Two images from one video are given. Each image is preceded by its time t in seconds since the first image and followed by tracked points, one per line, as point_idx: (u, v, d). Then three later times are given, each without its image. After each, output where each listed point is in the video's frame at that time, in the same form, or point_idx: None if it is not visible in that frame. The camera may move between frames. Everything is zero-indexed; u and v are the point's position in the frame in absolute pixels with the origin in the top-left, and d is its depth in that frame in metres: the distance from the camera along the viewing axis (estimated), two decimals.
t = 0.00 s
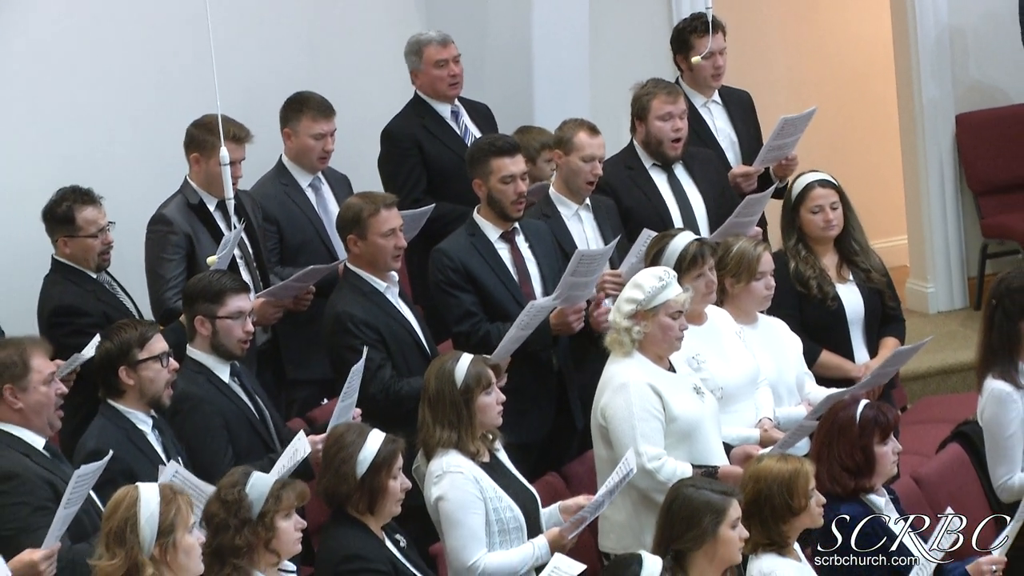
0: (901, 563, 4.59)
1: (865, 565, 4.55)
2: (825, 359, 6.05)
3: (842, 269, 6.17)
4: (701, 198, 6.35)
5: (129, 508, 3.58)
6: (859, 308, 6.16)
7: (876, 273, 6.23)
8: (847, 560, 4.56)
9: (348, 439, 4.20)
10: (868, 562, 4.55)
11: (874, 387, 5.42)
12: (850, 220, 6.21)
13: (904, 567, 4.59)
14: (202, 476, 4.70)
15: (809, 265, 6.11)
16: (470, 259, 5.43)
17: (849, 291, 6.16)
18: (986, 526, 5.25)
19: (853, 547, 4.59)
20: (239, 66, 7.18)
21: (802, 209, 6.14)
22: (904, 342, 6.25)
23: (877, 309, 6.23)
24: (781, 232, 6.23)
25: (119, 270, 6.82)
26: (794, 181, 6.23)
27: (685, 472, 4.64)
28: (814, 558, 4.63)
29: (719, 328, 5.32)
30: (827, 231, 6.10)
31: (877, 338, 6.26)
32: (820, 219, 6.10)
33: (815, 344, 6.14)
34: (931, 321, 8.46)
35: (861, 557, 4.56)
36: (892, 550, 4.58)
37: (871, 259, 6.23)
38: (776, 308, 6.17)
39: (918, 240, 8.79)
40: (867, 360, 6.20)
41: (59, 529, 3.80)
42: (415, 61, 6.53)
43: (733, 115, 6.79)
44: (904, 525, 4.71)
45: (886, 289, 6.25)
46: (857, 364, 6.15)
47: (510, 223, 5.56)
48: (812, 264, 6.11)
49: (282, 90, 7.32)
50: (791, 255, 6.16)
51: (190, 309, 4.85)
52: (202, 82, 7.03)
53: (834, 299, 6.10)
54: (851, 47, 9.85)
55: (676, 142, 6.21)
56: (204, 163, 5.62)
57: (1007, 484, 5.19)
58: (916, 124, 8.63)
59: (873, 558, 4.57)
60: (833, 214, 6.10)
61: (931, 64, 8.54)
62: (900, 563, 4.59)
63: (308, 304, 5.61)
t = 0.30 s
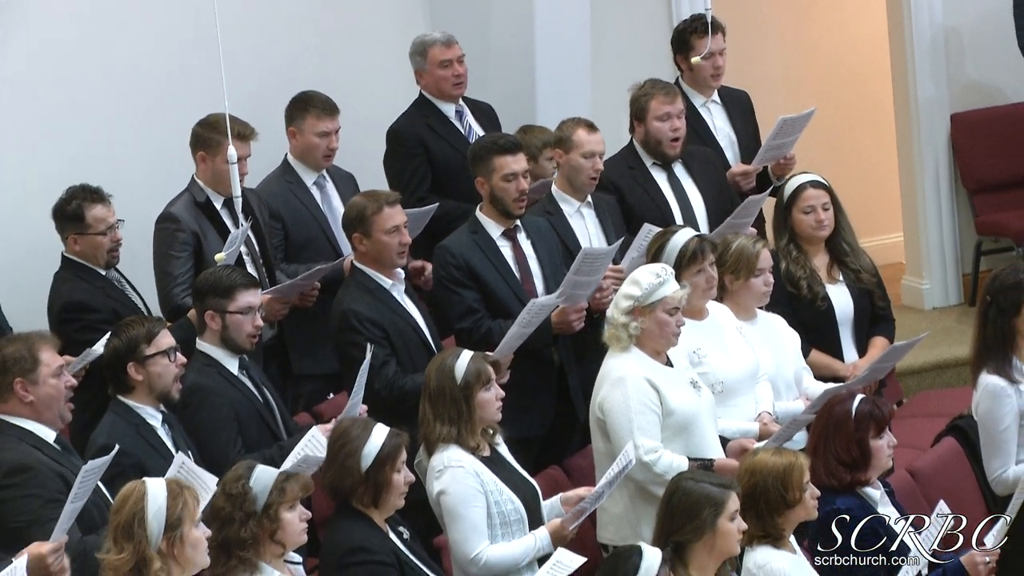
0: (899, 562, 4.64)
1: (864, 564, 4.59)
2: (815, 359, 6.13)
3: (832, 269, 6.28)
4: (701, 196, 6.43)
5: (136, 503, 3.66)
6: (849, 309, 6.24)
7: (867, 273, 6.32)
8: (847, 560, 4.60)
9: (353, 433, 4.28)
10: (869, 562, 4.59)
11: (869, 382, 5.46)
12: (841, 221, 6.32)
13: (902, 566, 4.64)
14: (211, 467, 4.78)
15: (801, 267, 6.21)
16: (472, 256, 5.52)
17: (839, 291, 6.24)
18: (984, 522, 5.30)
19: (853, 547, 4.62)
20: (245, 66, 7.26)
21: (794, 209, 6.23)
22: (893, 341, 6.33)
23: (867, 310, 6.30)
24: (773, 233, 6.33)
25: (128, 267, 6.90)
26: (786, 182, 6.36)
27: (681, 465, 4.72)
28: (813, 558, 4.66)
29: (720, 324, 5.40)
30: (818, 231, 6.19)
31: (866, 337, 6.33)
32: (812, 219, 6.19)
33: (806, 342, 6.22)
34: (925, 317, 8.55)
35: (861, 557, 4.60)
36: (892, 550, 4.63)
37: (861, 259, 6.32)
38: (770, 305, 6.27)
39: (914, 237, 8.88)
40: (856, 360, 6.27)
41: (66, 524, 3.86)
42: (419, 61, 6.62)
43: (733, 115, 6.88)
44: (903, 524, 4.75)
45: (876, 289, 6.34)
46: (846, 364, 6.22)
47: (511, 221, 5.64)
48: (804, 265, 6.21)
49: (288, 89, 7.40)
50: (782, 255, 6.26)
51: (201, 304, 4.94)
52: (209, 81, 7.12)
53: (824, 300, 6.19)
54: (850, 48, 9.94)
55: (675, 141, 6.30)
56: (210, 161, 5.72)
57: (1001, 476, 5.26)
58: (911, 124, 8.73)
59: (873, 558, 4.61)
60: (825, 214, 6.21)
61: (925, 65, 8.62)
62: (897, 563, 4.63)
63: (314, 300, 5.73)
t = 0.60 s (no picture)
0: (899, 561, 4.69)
1: (865, 564, 4.64)
2: (811, 356, 6.23)
3: (826, 268, 6.35)
4: (700, 195, 6.52)
5: (142, 498, 3.71)
6: (842, 307, 6.33)
7: (860, 272, 6.39)
8: (847, 560, 4.64)
9: (357, 428, 4.31)
10: (870, 562, 4.64)
11: (866, 379, 5.52)
12: (835, 221, 6.40)
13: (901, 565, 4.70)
14: (221, 461, 4.87)
15: (794, 266, 6.30)
16: (475, 255, 5.61)
17: (832, 290, 6.33)
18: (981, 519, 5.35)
19: (853, 547, 4.67)
20: (251, 67, 7.34)
21: (790, 209, 6.33)
22: (886, 338, 6.42)
23: (861, 307, 6.39)
24: (769, 232, 6.44)
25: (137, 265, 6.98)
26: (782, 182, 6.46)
27: (679, 459, 4.81)
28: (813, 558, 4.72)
29: (721, 320, 5.49)
30: (813, 231, 6.29)
31: (859, 335, 6.41)
32: (807, 219, 6.29)
33: (802, 340, 6.30)
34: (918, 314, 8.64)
35: (861, 557, 4.64)
36: (892, 550, 4.69)
37: (854, 258, 6.40)
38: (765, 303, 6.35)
39: (910, 235, 8.97)
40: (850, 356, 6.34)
41: (72, 519, 3.94)
42: (424, 63, 6.71)
43: (731, 115, 6.96)
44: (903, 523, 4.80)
45: (870, 287, 6.42)
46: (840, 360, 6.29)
47: (513, 219, 5.73)
48: (797, 264, 6.31)
49: (292, 89, 7.49)
50: (777, 253, 6.37)
51: (208, 300, 5.03)
52: (215, 82, 7.21)
53: (817, 298, 6.27)
54: (848, 48, 10.03)
55: (673, 141, 6.39)
56: (216, 160, 5.81)
57: (996, 470, 5.33)
58: (907, 125, 8.82)
59: (873, 558, 4.65)
60: (819, 215, 6.30)
61: (920, 66, 8.72)
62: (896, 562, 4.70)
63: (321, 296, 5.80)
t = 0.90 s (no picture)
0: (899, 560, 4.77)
1: (864, 563, 4.74)
2: (808, 352, 6.32)
3: (823, 265, 6.45)
4: (698, 195, 6.61)
5: (146, 494, 3.77)
6: (839, 303, 6.42)
7: (857, 269, 6.48)
8: (847, 560, 4.74)
9: (361, 424, 4.37)
10: (869, 562, 4.73)
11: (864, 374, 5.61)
12: (831, 220, 6.49)
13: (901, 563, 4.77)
14: (229, 457, 4.95)
15: (792, 264, 6.39)
16: (478, 253, 5.70)
17: (829, 287, 6.42)
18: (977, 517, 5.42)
19: (853, 547, 4.76)
20: (255, 67, 7.42)
21: (788, 209, 6.41)
22: (883, 335, 6.50)
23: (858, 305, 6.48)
24: (767, 229, 6.53)
25: (143, 263, 7.05)
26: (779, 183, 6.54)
27: (679, 454, 4.88)
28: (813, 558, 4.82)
29: (723, 317, 5.58)
30: (810, 230, 6.38)
31: (857, 331, 6.50)
32: (804, 218, 6.37)
33: (800, 337, 6.40)
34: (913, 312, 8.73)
35: (861, 557, 4.74)
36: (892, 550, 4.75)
37: (851, 255, 6.50)
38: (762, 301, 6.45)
39: (906, 233, 9.07)
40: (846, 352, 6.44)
41: (79, 518, 3.97)
42: (428, 64, 6.79)
43: (730, 115, 7.05)
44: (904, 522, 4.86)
45: (866, 284, 6.50)
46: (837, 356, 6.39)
47: (515, 218, 5.81)
48: (795, 262, 6.40)
49: (295, 89, 7.56)
50: (774, 251, 6.45)
51: (216, 299, 5.12)
52: (220, 82, 7.28)
53: (814, 295, 6.37)
54: (844, 50, 10.13)
55: (671, 141, 6.48)
56: (224, 158, 5.93)
57: (991, 465, 5.42)
58: (903, 125, 8.92)
59: (873, 558, 4.75)
60: (817, 213, 6.38)
61: (916, 67, 8.82)
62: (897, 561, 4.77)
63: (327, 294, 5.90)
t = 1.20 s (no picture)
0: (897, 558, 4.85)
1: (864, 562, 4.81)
2: (807, 348, 6.42)
3: (821, 262, 6.54)
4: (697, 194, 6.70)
5: (152, 488, 3.86)
6: (837, 300, 6.51)
7: (854, 266, 6.57)
8: (847, 560, 4.81)
9: (362, 419, 4.46)
10: (870, 561, 4.80)
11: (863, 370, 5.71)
12: (829, 218, 6.57)
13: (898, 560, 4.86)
14: (238, 451, 5.07)
15: (790, 261, 6.48)
16: (481, 251, 5.79)
17: (828, 284, 6.51)
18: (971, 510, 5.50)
19: (853, 546, 4.83)
20: (261, 68, 7.51)
21: (786, 207, 6.51)
22: (881, 331, 6.59)
23: (856, 301, 6.57)
24: (766, 227, 6.62)
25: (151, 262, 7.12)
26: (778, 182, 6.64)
27: (678, 449, 4.97)
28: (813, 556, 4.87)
29: (725, 314, 5.67)
30: (808, 228, 6.47)
31: (855, 327, 6.59)
32: (802, 216, 6.47)
33: (800, 333, 6.49)
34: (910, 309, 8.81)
35: (861, 556, 4.81)
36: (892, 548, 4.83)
37: (848, 252, 6.58)
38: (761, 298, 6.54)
39: (902, 231, 9.16)
40: (845, 347, 6.53)
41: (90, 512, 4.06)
42: (432, 65, 6.88)
43: (730, 114, 7.13)
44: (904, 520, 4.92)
45: (864, 281, 6.59)
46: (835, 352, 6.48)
47: (517, 217, 5.91)
48: (793, 260, 6.48)
49: (299, 89, 7.65)
50: (773, 249, 6.54)
51: (224, 297, 5.20)
52: (225, 82, 7.37)
53: (813, 292, 6.46)
54: (842, 49, 10.22)
55: (671, 140, 6.57)
56: (233, 156, 6.04)
57: (986, 459, 5.50)
58: (899, 123, 9.01)
59: (873, 558, 4.82)
60: (814, 211, 6.48)
61: (912, 67, 8.91)
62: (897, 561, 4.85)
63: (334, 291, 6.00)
